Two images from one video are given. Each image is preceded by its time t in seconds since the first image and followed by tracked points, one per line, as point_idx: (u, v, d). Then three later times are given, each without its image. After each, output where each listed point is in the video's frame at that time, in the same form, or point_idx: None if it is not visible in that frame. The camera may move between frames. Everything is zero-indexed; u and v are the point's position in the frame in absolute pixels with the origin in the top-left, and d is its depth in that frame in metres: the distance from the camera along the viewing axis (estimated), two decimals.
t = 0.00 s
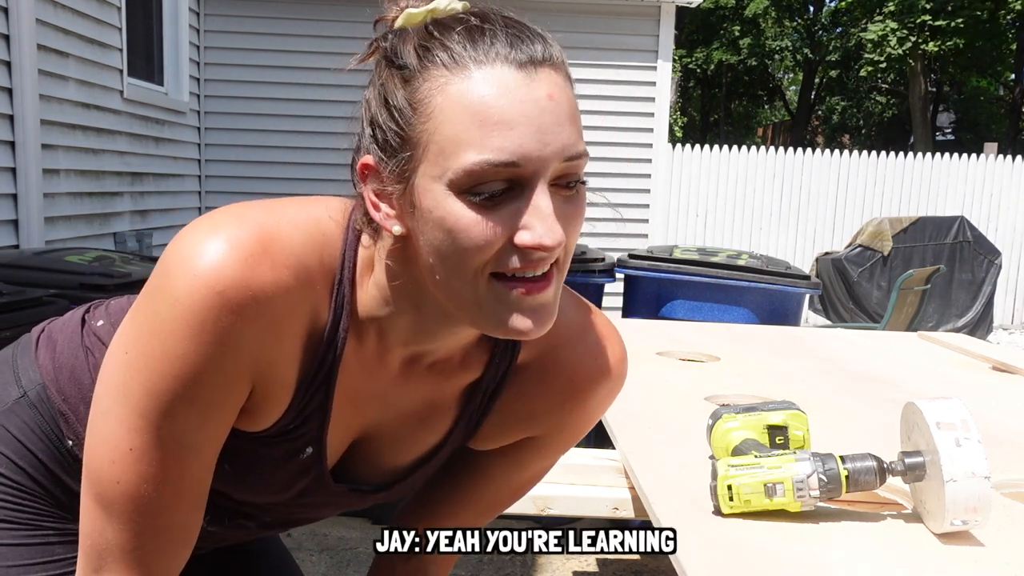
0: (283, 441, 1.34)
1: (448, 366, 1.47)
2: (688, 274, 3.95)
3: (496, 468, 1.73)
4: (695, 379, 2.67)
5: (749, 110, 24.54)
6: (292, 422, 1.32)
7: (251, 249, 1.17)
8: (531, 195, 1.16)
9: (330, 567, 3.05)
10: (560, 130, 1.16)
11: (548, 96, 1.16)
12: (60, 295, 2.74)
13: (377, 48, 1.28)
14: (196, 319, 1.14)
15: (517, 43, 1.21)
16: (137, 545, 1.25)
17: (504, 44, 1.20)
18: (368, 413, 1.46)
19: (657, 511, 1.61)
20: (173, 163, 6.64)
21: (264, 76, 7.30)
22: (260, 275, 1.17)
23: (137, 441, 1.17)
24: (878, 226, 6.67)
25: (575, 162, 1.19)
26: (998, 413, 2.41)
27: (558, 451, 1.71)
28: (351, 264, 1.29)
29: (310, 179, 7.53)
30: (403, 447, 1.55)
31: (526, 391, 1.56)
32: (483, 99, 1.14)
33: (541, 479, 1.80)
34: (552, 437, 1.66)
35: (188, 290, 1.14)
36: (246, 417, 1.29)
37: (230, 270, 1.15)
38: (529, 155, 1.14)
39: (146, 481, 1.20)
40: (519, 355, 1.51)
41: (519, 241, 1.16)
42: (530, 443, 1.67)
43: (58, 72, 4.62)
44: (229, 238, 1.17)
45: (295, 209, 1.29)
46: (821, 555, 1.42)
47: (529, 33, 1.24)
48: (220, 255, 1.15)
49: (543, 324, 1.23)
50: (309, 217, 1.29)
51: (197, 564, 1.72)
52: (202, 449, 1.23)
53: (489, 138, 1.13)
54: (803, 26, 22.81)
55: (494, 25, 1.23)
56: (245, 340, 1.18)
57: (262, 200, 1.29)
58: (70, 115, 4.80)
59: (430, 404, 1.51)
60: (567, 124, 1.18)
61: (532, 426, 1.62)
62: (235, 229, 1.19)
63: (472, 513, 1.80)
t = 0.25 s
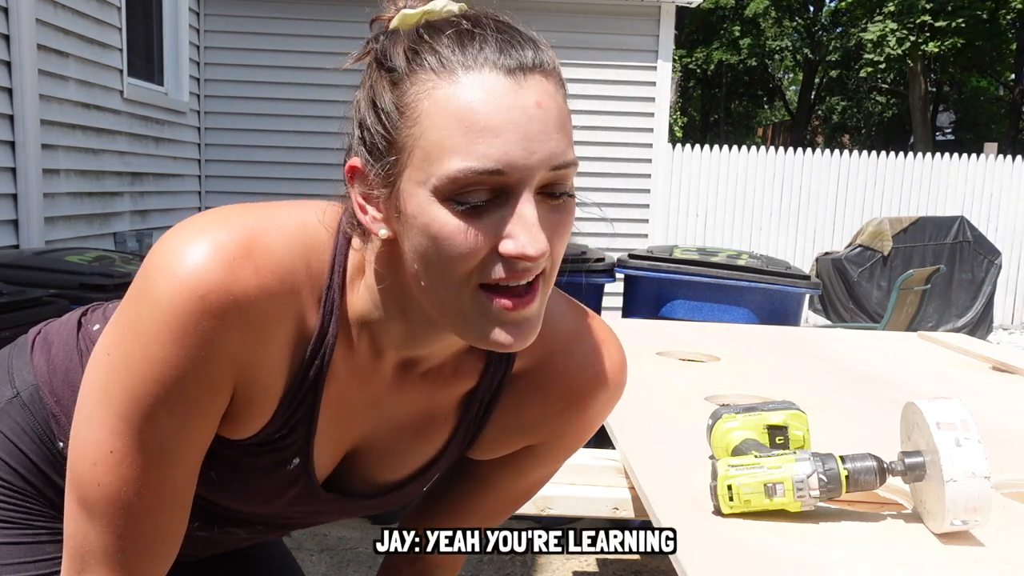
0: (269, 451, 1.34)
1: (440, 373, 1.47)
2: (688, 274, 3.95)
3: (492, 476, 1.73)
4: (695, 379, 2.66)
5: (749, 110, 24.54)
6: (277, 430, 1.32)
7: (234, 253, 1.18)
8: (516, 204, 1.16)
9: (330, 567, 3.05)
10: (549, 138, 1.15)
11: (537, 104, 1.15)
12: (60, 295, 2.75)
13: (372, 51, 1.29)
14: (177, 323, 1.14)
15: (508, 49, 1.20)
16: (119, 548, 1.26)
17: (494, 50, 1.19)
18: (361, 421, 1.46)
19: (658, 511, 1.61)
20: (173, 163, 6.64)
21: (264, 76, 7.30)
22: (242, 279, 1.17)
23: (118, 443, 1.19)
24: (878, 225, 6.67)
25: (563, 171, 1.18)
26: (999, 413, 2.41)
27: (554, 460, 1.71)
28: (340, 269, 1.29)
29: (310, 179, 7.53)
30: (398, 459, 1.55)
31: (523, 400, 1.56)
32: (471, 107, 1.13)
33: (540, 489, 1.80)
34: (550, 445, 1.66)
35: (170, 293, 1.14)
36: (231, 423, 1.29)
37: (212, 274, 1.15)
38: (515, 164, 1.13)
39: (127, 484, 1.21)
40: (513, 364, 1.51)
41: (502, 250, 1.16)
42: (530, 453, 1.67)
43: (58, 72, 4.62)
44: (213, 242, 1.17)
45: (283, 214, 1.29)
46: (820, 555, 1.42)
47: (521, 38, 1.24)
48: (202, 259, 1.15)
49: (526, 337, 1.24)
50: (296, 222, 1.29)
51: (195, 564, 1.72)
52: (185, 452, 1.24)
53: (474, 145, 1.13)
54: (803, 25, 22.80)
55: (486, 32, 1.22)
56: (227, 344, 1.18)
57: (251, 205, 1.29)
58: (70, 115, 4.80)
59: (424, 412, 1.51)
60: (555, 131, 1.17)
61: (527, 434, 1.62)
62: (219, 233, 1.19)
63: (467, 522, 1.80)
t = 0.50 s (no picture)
0: (261, 453, 1.34)
1: (434, 374, 1.47)
2: (688, 274, 3.95)
3: (489, 478, 1.73)
4: (694, 379, 2.66)
5: (749, 110, 24.54)
6: (267, 431, 1.32)
7: (220, 255, 1.18)
8: (482, 198, 1.15)
9: (330, 567, 3.05)
10: (520, 135, 1.15)
11: (512, 99, 1.15)
12: (60, 295, 2.75)
13: (366, 45, 1.30)
14: (160, 323, 1.14)
15: (493, 46, 1.20)
16: (107, 550, 1.28)
17: (478, 46, 1.19)
18: (355, 423, 1.46)
19: (657, 511, 1.61)
20: (173, 163, 6.64)
21: (264, 76, 7.30)
22: (226, 280, 1.17)
23: (104, 445, 1.19)
24: (878, 225, 6.67)
25: (533, 170, 1.18)
26: (998, 413, 2.41)
27: (551, 461, 1.71)
28: (329, 270, 1.28)
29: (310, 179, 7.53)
30: (394, 462, 1.55)
31: (520, 401, 1.56)
32: (446, 97, 1.14)
33: (536, 491, 1.80)
34: (547, 446, 1.66)
35: (154, 294, 1.14)
36: (219, 424, 1.30)
37: (196, 275, 1.15)
38: (483, 157, 1.14)
39: (114, 485, 1.22)
40: (508, 366, 1.51)
41: (465, 243, 1.15)
42: (527, 454, 1.67)
43: (58, 72, 4.62)
44: (199, 242, 1.17)
45: (273, 214, 1.29)
46: (819, 555, 1.42)
47: (508, 37, 1.24)
48: (188, 259, 1.15)
49: (489, 340, 1.23)
50: (286, 223, 1.29)
51: (194, 564, 1.72)
52: (173, 453, 1.24)
53: (445, 135, 1.13)
54: (803, 25, 22.80)
55: (472, 27, 1.23)
56: (212, 345, 1.18)
57: (242, 206, 1.30)
58: (70, 115, 4.80)
59: (419, 414, 1.51)
60: (528, 129, 1.17)
61: (524, 435, 1.62)
62: (206, 234, 1.19)
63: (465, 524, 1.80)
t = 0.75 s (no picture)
0: (254, 449, 1.34)
1: (424, 369, 1.47)
2: (687, 274, 3.95)
3: (488, 476, 1.73)
4: (694, 379, 2.66)
5: (749, 110, 24.54)
6: (258, 427, 1.32)
7: (206, 249, 1.19)
8: (412, 171, 1.19)
9: (330, 567, 3.05)
10: (458, 114, 1.19)
11: (456, 80, 1.19)
12: (60, 295, 2.75)
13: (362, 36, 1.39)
14: (147, 316, 1.16)
15: (457, 32, 1.25)
16: (102, 545, 1.30)
17: (441, 30, 1.25)
18: (347, 419, 1.47)
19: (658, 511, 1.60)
20: (173, 163, 6.64)
21: (264, 76, 7.30)
22: (213, 274, 1.18)
23: (96, 439, 1.21)
24: (878, 225, 6.67)
25: (473, 152, 1.20)
26: (998, 413, 2.41)
27: (548, 458, 1.70)
28: (317, 264, 1.29)
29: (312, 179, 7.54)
30: (388, 461, 1.55)
31: (514, 398, 1.56)
32: (396, 72, 1.21)
33: (535, 491, 1.80)
34: (543, 444, 1.65)
35: (139, 288, 1.16)
36: (211, 419, 1.31)
37: (181, 269, 1.16)
38: (416, 130, 1.18)
39: (107, 479, 1.24)
40: (499, 361, 1.51)
41: (392, 215, 1.19)
42: (522, 451, 1.67)
43: (58, 72, 4.62)
44: (186, 237, 1.18)
45: (262, 210, 1.30)
46: (817, 555, 1.42)
47: (479, 27, 1.28)
48: (175, 253, 1.17)
49: (420, 317, 1.23)
50: (274, 218, 1.31)
51: (193, 563, 1.72)
52: (164, 447, 1.26)
53: (384, 106, 1.20)
54: (803, 26, 22.80)
55: (445, 14, 1.28)
56: (198, 338, 1.19)
57: (231, 201, 1.31)
58: (70, 115, 4.80)
59: (411, 411, 1.52)
60: (468, 110, 1.20)
61: (520, 431, 1.62)
62: (192, 229, 1.20)
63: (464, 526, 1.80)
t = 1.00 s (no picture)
0: (243, 444, 1.34)
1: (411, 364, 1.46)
2: (688, 274, 3.95)
3: (483, 475, 1.72)
4: (694, 379, 2.66)
5: (749, 110, 24.54)
6: (244, 422, 1.32)
7: (187, 245, 1.20)
8: (382, 164, 1.20)
9: (330, 567, 3.05)
10: (426, 105, 1.19)
11: (424, 70, 1.19)
12: (60, 295, 2.75)
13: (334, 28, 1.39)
14: (128, 311, 1.16)
15: (424, 21, 1.25)
16: (94, 540, 1.30)
17: (408, 20, 1.24)
18: (337, 415, 1.46)
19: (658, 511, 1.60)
20: (173, 163, 6.64)
21: (264, 76, 7.30)
22: (193, 269, 1.19)
23: (83, 432, 1.23)
24: (878, 225, 6.67)
25: (443, 143, 1.20)
26: (998, 414, 2.41)
27: (543, 456, 1.68)
28: (299, 259, 1.29)
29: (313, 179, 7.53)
30: (379, 458, 1.54)
31: (504, 394, 1.55)
32: (364, 64, 1.21)
33: (534, 490, 1.79)
34: (536, 441, 1.64)
35: (120, 282, 1.17)
36: (198, 413, 1.31)
37: (161, 264, 1.17)
38: (384, 122, 1.18)
39: (95, 474, 1.25)
40: (488, 356, 1.50)
41: (364, 209, 1.19)
42: (515, 448, 1.66)
43: (58, 72, 4.62)
44: (168, 233, 1.19)
45: (246, 206, 1.31)
46: (816, 555, 1.42)
47: (447, 16, 1.28)
48: (155, 248, 1.17)
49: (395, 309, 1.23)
50: (258, 214, 1.31)
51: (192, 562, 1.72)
52: (151, 441, 1.26)
53: (352, 99, 1.20)
54: (803, 26, 22.80)
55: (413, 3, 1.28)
56: (180, 332, 1.20)
57: (217, 198, 1.31)
58: (70, 115, 4.79)
59: (400, 407, 1.51)
60: (436, 101, 1.20)
61: (511, 427, 1.61)
62: (174, 224, 1.21)
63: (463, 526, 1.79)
